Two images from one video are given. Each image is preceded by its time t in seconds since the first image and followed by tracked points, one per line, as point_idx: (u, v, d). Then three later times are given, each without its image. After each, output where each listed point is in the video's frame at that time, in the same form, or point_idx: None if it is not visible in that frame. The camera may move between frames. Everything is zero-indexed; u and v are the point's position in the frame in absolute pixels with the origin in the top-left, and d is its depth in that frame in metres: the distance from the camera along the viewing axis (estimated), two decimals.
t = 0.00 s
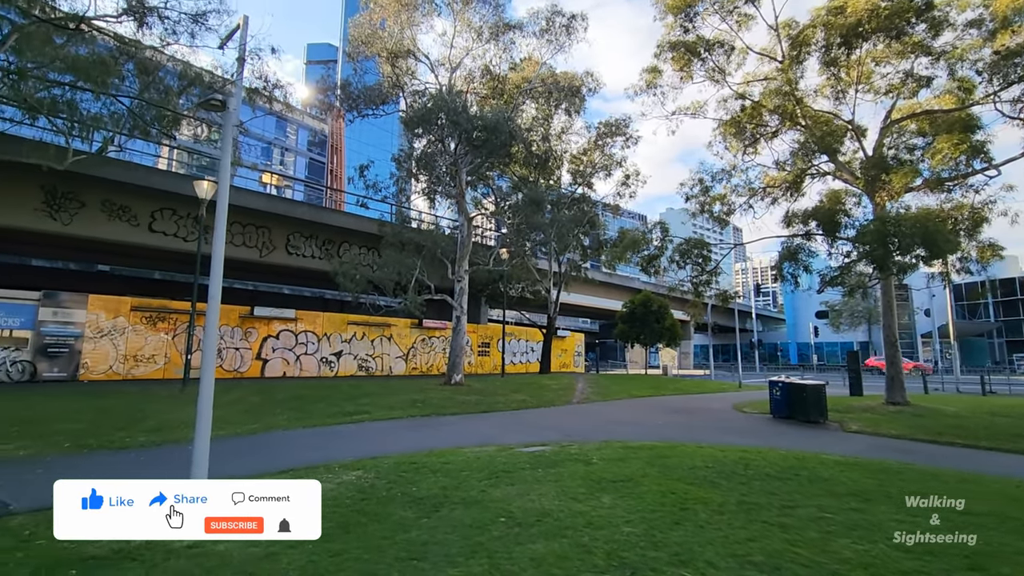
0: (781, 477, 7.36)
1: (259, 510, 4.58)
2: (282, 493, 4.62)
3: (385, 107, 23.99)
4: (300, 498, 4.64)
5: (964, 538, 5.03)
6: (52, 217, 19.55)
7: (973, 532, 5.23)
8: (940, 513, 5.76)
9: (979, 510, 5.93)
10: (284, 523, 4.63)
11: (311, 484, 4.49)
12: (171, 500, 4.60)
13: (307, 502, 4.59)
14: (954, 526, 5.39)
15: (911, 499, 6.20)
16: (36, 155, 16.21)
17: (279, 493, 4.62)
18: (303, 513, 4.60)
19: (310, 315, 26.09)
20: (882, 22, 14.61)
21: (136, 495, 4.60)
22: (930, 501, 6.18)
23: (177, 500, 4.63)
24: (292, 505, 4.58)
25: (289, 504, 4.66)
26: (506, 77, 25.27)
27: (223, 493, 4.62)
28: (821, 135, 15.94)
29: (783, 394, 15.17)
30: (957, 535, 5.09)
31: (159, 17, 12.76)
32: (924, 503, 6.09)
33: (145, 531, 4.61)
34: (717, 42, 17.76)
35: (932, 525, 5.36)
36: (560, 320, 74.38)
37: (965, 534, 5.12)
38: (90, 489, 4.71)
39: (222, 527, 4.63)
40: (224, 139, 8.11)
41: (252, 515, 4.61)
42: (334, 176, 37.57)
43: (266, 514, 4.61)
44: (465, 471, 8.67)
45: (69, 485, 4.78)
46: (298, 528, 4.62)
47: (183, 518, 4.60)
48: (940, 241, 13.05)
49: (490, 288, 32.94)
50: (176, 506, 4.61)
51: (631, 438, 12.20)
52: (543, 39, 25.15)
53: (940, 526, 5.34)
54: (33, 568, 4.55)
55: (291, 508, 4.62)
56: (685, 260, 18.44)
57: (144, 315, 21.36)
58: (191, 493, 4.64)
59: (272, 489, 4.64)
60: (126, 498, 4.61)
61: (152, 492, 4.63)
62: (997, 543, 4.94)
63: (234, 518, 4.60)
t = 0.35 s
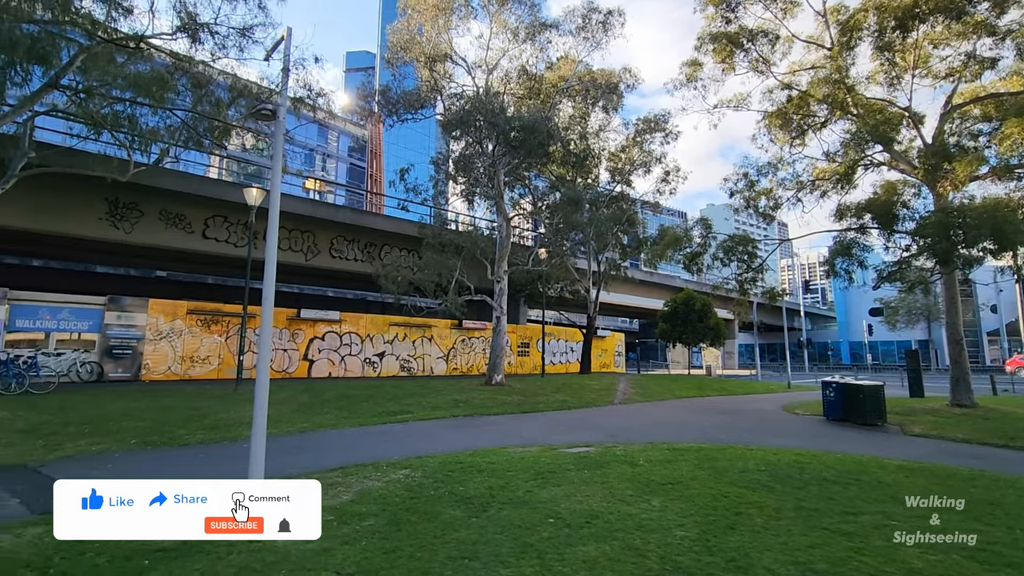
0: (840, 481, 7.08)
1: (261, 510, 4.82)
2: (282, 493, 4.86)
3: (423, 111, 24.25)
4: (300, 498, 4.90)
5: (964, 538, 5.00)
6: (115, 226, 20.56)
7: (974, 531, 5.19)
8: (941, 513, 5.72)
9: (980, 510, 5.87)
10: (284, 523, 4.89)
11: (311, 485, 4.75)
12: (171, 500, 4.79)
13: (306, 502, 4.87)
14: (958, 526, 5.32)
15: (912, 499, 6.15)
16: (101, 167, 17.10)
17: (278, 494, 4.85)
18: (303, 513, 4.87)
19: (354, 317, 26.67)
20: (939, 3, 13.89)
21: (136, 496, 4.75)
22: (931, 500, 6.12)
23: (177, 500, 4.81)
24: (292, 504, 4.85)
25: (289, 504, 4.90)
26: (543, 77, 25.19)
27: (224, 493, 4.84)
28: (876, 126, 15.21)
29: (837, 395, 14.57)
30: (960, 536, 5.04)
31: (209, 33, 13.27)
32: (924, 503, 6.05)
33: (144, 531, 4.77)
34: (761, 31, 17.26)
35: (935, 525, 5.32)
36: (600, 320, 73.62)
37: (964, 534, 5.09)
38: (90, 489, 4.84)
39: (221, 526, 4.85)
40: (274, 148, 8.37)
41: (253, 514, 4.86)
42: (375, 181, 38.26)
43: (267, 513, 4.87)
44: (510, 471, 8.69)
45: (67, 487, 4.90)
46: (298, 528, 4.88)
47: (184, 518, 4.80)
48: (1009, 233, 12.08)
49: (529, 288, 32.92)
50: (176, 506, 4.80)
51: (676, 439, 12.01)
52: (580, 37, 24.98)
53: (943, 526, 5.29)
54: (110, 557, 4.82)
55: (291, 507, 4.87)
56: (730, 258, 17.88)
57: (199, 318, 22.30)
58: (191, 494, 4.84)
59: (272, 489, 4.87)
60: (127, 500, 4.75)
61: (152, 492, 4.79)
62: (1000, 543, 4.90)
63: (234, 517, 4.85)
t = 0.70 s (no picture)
0: (907, 486, 6.77)
1: (261, 510, 4.83)
2: (284, 493, 4.88)
3: (459, 112, 24.40)
4: (301, 498, 4.93)
5: (964, 538, 4.97)
6: (171, 232, 21.46)
7: (974, 531, 5.17)
8: (940, 513, 5.69)
9: (980, 509, 5.83)
10: (285, 522, 4.91)
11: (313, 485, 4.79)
12: (171, 500, 4.76)
13: (307, 502, 4.90)
14: (956, 526, 5.30)
15: (911, 499, 6.13)
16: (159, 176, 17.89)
17: (280, 494, 4.87)
18: (305, 513, 4.91)
19: (395, 317, 27.09)
20: None
21: (136, 496, 4.72)
22: (930, 500, 6.10)
23: (176, 501, 4.77)
24: (293, 504, 4.88)
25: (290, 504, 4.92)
26: (580, 75, 24.96)
27: (224, 493, 4.81)
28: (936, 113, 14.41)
29: (895, 395, 13.98)
30: (959, 536, 5.01)
31: (255, 44, 13.69)
32: (924, 503, 6.03)
33: (144, 530, 4.75)
34: (806, 17, 16.69)
35: (936, 525, 5.30)
36: (639, 319, 72.60)
37: (964, 534, 5.06)
38: (89, 489, 4.80)
39: (222, 526, 4.84)
40: (319, 152, 8.51)
41: (253, 514, 4.85)
42: (412, 183, 38.74)
43: (268, 513, 4.88)
44: (555, 471, 8.65)
45: (65, 487, 4.85)
46: (298, 529, 4.91)
47: (184, 519, 4.78)
48: None
49: (568, 287, 32.74)
50: (176, 507, 4.77)
51: (723, 440, 11.73)
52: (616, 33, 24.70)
53: (942, 527, 5.28)
54: (176, 548, 4.99)
55: (291, 508, 4.90)
56: (776, 253, 17.26)
57: (250, 320, 23.07)
58: (191, 493, 4.81)
59: (273, 490, 4.87)
60: (126, 500, 4.71)
61: (151, 492, 4.76)
62: (999, 542, 4.87)
63: (234, 516, 4.84)
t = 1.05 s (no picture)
0: (984, 493, 6.40)
1: (261, 510, 4.85)
2: (283, 493, 4.89)
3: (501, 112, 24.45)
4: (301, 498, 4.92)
5: (964, 538, 4.95)
6: (230, 238, 22.40)
7: (974, 531, 5.14)
8: (940, 513, 5.66)
9: (980, 509, 5.80)
10: (286, 523, 4.92)
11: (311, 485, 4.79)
12: (171, 499, 4.81)
13: (306, 502, 4.89)
14: (958, 526, 5.28)
15: (912, 500, 6.12)
16: (219, 185, 18.64)
17: (279, 494, 4.87)
18: (304, 513, 4.90)
19: (441, 317, 27.42)
20: None
21: (136, 495, 4.76)
22: (931, 501, 6.08)
23: (177, 500, 4.83)
24: (292, 504, 4.87)
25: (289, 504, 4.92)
26: (622, 69, 24.40)
27: (225, 493, 4.87)
28: None
29: (968, 396, 13.21)
30: (959, 536, 4.99)
31: (305, 54, 14.10)
32: (924, 503, 6.01)
33: (145, 530, 4.79)
34: None
35: (935, 525, 5.29)
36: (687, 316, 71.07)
37: (964, 534, 5.04)
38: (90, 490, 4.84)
39: (221, 526, 4.87)
40: (369, 157, 8.71)
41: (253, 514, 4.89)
42: (456, 183, 39.08)
43: (268, 513, 4.90)
44: (605, 471, 8.57)
45: (66, 488, 4.89)
46: (298, 528, 4.92)
47: (184, 519, 4.82)
48: None
49: (613, 284, 32.37)
50: (177, 506, 4.82)
51: (781, 442, 11.35)
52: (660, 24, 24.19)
53: (943, 527, 5.25)
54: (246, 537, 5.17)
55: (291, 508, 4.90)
56: (834, 247, 16.48)
57: (304, 320, 23.78)
58: (191, 493, 4.86)
59: (272, 490, 4.88)
60: (127, 500, 4.75)
61: (152, 492, 4.81)
62: (998, 543, 4.83)
63: (232, 516, 4.86)
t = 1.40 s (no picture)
0: None
1: (261, 510, 4.80)
2: (283, 493, 4.84)
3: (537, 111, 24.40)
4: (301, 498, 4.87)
5: (963, 538, 4.97)
6: (277, 240, 23.08)
7: (973, 531, 5.14)
8: (939, 514, 5.67)
9: (979, 509, 5.81)
10: (286, 522, 4.86)
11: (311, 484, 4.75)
12: (171, 499, 4.72)
13: (307, 502, 4.85)
14: (957, 526, 5.30)
15: (911, 500, 6.10)
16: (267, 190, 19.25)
17: (279, 493, 4.83)
18: (304, 512, 4.86)
19: (481, 316, 27.59)
20: None
21: (135, 495, 4.66)
22: (931, 501, 6.07)
23: (177, 500, 4.74)
24: (292, 504, 4.83)
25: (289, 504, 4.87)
26: (662, 61, 23.79)
27: (225, 493, 4.80)
28: None
29: None
30: (958, 536, 5.01)
31: (346, 60, 14.37)
32: (923, 503, 6.02)
33: (145, 531, 4.71)
34: None
35: (931, 526, 5.31)
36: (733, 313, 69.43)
37: (963, 534, 5.06)
38: (90, 489, 4.76)
39: (222, 526, 4.82)
40: (411, 159, 8.80)
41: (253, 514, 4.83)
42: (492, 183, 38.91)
43: (269, 512, 4.84)
44: (651, 471, 8.45)
45: (66, 488, 4.80)
46: (298, 529, 4.86)
47: (183, 519, 4.74)
48: None
49: (654, 281, 31.86)
50: (177, 506, 4.73)
51: (835, 443, 10.94)
52: (701, 15, 23.61)
53: (942, 527, 5.28)
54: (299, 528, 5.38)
55: (291, 507, 4.84)
56: (891, 240, 15.70)
57: (348, 320, 24.31)
58: (191, 493, 4.77)
59: (272, 489, 4.84)
60: (126, 500, 4.65)
61: (151, 492, 4.71)
62: (997, 543, 4.85)
63: (233, 516, 4.80)
